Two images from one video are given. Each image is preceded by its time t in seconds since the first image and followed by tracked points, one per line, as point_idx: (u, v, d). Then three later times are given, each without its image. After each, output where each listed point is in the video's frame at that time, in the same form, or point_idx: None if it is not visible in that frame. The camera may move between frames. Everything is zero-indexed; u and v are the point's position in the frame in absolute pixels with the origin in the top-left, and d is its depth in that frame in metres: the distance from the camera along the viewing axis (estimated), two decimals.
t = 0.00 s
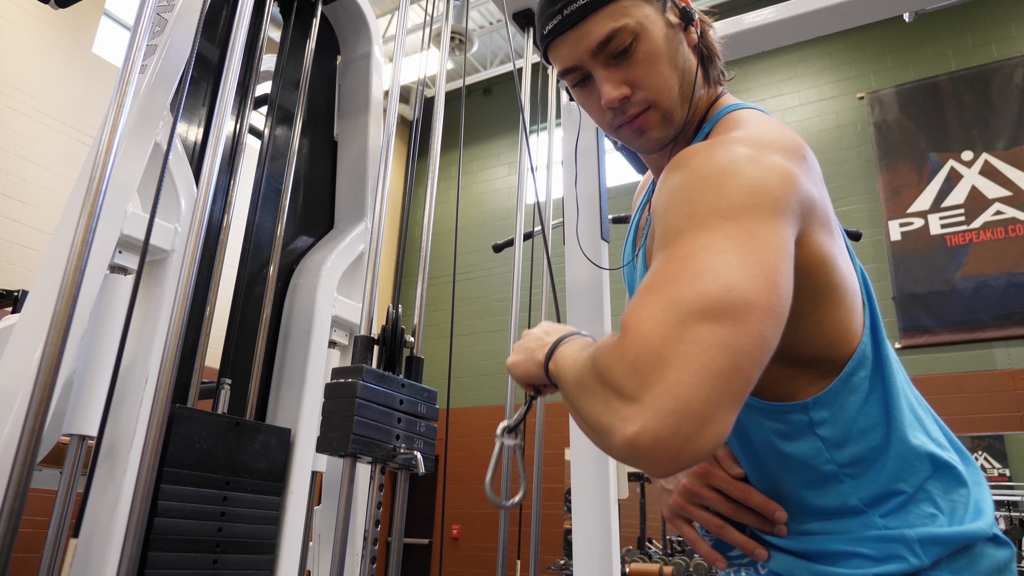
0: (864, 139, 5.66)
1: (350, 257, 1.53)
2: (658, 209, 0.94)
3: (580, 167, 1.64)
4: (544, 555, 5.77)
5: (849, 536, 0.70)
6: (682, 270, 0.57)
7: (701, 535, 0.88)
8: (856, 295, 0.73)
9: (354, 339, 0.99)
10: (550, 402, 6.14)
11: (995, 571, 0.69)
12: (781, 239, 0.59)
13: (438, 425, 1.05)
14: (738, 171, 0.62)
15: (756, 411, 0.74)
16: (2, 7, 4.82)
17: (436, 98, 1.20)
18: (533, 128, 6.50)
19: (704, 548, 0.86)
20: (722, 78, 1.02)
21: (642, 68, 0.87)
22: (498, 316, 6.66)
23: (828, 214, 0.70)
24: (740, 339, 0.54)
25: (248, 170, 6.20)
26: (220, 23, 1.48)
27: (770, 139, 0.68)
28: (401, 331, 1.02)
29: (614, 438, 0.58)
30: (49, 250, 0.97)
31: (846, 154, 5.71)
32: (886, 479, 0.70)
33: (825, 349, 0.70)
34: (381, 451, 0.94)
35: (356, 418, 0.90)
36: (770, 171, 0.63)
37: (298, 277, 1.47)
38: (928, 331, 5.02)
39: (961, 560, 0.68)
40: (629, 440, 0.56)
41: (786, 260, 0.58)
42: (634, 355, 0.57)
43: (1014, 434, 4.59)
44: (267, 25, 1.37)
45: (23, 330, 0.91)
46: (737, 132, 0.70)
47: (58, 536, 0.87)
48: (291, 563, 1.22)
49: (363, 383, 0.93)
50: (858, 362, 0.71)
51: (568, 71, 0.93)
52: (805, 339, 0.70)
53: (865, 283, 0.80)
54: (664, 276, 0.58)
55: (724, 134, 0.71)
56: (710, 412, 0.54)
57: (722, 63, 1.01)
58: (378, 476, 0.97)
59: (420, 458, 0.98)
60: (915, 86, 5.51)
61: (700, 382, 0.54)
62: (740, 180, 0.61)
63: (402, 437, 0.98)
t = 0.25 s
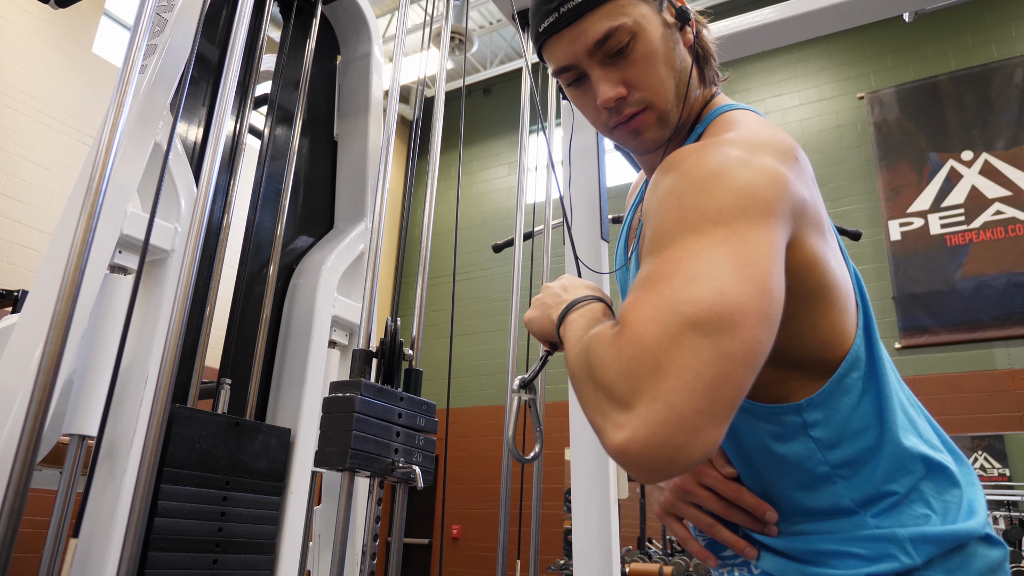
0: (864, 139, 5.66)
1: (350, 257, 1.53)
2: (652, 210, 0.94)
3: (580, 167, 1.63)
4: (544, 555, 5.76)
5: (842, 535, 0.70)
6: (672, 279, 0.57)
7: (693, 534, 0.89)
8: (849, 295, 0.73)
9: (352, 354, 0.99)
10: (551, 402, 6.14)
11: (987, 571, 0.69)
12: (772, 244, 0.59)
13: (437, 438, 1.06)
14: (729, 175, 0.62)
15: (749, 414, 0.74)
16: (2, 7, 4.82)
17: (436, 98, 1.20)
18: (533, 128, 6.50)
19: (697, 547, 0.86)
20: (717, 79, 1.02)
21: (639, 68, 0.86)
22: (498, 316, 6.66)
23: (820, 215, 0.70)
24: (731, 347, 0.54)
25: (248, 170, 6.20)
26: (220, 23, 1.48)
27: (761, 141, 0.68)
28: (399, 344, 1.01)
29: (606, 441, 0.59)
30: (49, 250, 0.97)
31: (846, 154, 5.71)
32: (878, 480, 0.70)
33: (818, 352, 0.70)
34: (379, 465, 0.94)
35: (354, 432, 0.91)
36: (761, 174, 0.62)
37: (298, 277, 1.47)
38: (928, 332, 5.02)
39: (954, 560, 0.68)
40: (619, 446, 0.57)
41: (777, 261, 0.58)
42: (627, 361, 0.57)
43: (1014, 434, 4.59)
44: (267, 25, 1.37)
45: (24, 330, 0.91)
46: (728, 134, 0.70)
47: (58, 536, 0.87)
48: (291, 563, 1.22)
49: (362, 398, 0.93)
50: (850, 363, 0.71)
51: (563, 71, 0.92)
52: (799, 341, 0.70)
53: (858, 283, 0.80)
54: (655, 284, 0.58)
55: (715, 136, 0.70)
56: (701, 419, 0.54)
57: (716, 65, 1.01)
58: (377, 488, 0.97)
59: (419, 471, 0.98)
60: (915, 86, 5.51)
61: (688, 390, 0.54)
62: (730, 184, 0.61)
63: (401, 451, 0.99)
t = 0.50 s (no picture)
0: (864, 139, 5.66)
1: (350, 257, 1.53)
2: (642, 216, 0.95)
3: (580, 167, 1.63)
4: (544, 555, 5.77)
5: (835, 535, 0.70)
6: (682, 294, 0.56)
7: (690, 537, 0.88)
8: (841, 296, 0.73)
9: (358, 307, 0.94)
10: (551, 402, 6.14)
11: (980, 570, 0.69)
12: (775, 255, 0.59)
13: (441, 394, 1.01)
14: (727, 185, 0.62)
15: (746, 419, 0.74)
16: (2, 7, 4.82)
17: (436, 98, 1.20)
18: (533, 128, 6.50)
19: (695, 551, 0.85)
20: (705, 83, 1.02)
21: (626, 71, 0.87)
22: (498, 316, 6.67)
23: (812, 218, 0.70)
24: (750, 361, 0.54)
25: (248, 170, 6.21)
26: (220, 23, 1.48)
27: (753, 148, 0.68)
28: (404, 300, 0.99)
29: (632, 479, 0.54)
30: (49, 250, 0.97)
31: (846, 154, 5.70)
32: (870, 478, 0.70)
33: (813, 355, 0.71)
34: (385, 416, 0.89)
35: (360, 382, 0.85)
36: (756, 183, 0.63)
37: (299, 277, 1.47)
38: (928, 332, 5.02)
39: (947, 559, 0.68)
40: (653, 478, 0.53)
41: (780, 272, 0.58)
42: (649, 391, 0.54)
43: (1014, 434, 4.59)
44: (267, 26, 1.37)
45: (24, 330, 0.91)
46: (721, 143, 0.69)
47: (58, 536, 0.87)
48: (291, 563, 1.22)
49: (368, 348, 0.87)
50: (843, 362, 0.71)
51: (551, 74, 0.93)
52: (797, 345, 0.70)
53: (849, 282, 0.80)
54: (663, 301, 0.57)
55: (707, 145, 0.70)
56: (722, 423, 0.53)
57: (704, 68, 1.01)
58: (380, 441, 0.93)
59: (424, 423, 0.93)
60: (915, 86, 5.51)
61: (716, 407, 0.53)
62: (733, 197, 0.61)
63: (406, 403, 0.93)
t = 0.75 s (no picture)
0: (864, 139, 5.66)
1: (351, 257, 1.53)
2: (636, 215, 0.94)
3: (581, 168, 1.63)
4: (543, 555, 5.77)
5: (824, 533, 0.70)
6: (685, 284, 0.55)
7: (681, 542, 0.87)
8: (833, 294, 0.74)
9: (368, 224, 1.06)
10: (551, 402, 6.15)
11: (971, 567, 0.69)
12: (774, 243, 0.58)
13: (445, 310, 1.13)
14: (725, 182, 0.61)
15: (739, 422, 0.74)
16: (2, 7, 4.82)
17: (436, 98, 1.20)
18: (533, 128, 6.51)
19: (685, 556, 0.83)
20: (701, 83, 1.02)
21: (619, 68, 0.87)
22: (498, 316, 6.67)
23: (805, 216, 0.70)
24: (753, 337, 0.53)
25: (248, 170, 6.21)
26: (220, 23, 1.48)
27: (748, 147, 0.68)
28: (411, 223, 1.11)
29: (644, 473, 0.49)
30: (49, 250, 0.97)
31: (846, 154, 5.70)
32: (858, 476, 0.70)
33: (808, 354, 0.71)
34: (395, 325, 1.01)
35: (372, 289, 0.97)
36: (752, 179, 0.62)
37: (298, 277, 1.47)
38: (928, 332, 5.02)
39: (938, 556, 0.68)
40: (669, 473, 0.48)
41: (780, 269, 0.58)
42: (654, 397, 0.52)
43: (1014, 434, 4.59)
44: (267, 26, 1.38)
45: (24, 330, 0.91)
46: (715, 143, 0.69)
47: (58, 536, 0.87)
48: (291, 563, 1.22)
49: (378, 260, 1.00)
50: (834, 360, 0.71)
51: (546, 69, 0.94)
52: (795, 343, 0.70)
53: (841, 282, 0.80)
54: (667, 295, 0.56)
55: (702, 145, 0.70)
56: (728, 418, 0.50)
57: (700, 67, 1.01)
58: (391, 354, 1.03)
59: (431, 332, 1.04)
60: (915, 86, 5.51)
61: (722, 392, 0.51)
62: (730, 189, 0.60)
63: (415, 316, 1.05)
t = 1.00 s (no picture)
0: (864, 139, 5.66)
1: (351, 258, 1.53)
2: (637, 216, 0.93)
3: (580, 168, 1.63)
4: (544, 555, 5.77)
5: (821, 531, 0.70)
6: (694, 292, 0.55)
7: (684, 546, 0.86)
8: (836, 295, 0.73)
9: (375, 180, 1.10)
10: (551, 402, 6.14)
11: (967, 566, 0.69)
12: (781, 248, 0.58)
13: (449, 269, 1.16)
14: (729, 187, 0.60)
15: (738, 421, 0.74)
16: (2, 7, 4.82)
17: (436, 98, 1.20)
18: (533, 128, 6.51)
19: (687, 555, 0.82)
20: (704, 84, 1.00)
21: (618, 67, 0.88)
22: (498, 316, 6.67)
23: (811, 216, 0.70)
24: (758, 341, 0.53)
25: (248, 170, 6.21)
26: (220, 23, 1.48)
27: (752, 148, 0.68)
28: (416, 182, 1.15)
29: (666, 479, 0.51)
30: (49, 249, 0.97)
31: (846, 153, 5.70)
32: (855, 475, 0.70)
33: (809, 355, 0.71)
34: (398, 279, 1.04)
35: (376, 243, 1.00)
36: (756, 181, 0.62)
37: (298, 277, 1.47)
38: (928, 332, 5.02)
39: (934, 555, 0.68)
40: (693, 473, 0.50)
41: (785, 274, 0.58)
42: (660, 408, 0.52)
43: (1014, 434, 4.59)
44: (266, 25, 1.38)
45: (24, 330, 0.91)
46: (720, 145, 0.68)
47: (58, 535, 0.87)
48: (291, 563, 1.23)
49: (383, 216, 1.03)
50: (834, 360, 0.71)
51: (546, 69, 0.95)
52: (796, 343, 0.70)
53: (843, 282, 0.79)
54: (674, 303, 0.56)
55: (707, 147, 0.69)
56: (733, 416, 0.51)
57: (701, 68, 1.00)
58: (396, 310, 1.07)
59: (434, 287, 1.08)
60: (915, 86, 5.51)
61: (727, 395, 0.51)
62: (737, 193, 0.60)
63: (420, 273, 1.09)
